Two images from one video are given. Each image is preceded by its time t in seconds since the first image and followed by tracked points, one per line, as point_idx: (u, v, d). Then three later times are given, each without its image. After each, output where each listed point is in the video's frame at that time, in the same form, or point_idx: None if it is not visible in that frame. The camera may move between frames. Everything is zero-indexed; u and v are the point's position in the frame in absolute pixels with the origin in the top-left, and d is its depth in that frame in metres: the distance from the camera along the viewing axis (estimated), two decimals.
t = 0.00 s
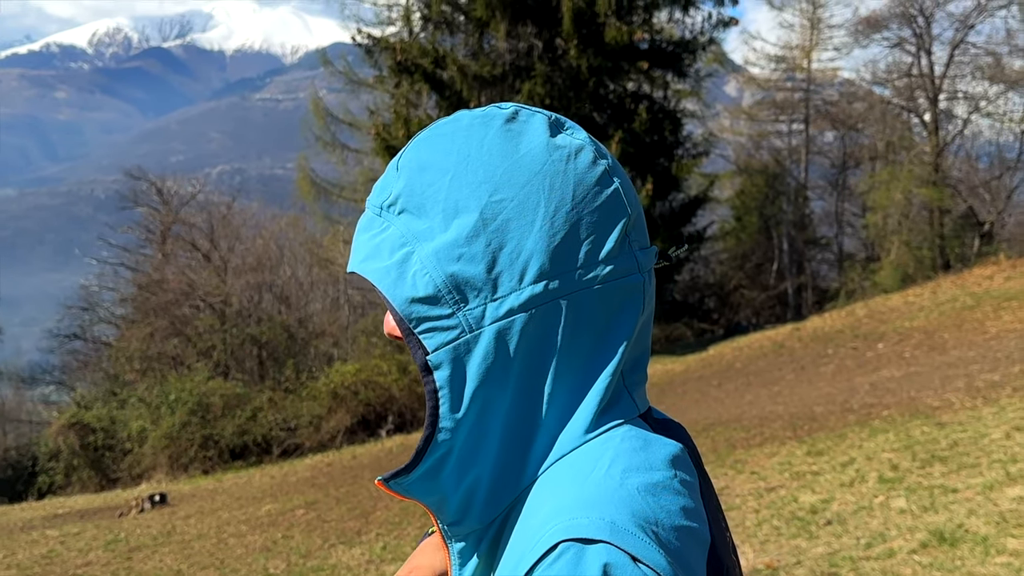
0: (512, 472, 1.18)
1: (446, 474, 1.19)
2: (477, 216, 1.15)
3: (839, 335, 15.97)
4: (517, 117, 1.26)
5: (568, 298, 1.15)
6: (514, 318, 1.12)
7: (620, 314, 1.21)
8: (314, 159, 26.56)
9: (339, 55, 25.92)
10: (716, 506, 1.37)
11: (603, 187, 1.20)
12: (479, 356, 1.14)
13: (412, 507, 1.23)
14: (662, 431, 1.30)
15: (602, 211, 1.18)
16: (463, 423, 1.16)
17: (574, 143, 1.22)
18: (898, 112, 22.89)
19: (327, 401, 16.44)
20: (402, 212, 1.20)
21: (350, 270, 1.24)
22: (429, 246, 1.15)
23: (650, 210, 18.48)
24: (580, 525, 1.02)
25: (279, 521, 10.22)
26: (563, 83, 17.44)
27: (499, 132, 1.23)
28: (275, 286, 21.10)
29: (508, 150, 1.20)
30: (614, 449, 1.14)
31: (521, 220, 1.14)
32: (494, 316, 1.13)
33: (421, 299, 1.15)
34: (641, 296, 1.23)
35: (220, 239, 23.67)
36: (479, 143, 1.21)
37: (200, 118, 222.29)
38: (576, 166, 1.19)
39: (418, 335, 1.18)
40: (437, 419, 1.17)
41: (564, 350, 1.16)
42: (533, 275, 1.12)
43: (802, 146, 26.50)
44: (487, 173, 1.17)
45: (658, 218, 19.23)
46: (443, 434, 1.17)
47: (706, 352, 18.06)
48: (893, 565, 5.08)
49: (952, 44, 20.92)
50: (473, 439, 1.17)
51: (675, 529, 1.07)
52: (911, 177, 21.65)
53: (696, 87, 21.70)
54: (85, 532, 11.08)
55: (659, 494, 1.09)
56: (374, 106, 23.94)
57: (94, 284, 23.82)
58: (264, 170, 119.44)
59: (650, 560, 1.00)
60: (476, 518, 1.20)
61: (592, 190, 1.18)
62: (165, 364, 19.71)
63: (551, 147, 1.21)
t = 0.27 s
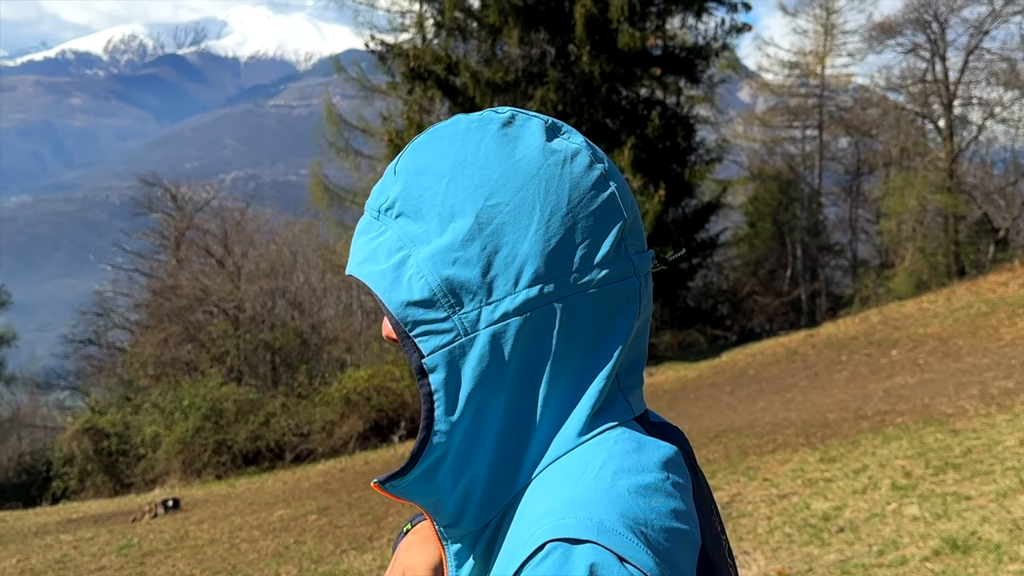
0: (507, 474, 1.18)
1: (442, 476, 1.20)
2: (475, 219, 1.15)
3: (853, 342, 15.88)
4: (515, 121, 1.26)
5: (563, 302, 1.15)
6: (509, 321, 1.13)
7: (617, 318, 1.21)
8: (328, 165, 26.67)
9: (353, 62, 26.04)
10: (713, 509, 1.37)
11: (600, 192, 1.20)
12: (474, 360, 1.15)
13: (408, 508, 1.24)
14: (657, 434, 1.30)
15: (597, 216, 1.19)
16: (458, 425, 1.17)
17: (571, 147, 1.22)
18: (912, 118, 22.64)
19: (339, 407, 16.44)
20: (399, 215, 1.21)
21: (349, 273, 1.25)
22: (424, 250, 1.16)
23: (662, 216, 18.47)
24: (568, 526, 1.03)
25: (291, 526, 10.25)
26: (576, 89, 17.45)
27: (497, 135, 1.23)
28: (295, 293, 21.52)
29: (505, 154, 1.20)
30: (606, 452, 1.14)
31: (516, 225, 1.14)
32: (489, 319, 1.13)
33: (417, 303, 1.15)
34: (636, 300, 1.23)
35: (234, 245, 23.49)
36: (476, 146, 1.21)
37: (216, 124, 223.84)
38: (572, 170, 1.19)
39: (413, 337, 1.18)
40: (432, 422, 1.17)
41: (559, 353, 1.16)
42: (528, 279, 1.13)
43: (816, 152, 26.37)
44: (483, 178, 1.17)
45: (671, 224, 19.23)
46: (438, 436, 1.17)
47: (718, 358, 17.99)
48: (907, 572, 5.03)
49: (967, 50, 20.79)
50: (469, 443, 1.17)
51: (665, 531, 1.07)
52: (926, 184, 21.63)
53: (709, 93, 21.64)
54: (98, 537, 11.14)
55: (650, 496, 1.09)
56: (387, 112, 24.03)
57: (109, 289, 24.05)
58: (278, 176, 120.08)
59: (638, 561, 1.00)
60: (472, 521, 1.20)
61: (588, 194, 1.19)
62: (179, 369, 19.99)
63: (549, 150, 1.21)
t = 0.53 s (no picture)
0: (495, 477, 1.18)
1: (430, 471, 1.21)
2: (463, 223, 1.15)
3: (868, 348, 15.77)
4: (504, 127, 1.26)
5: (550, 307, 1.14)
6: (494, 325, 1.12)
7: (604, 323, 1.20)
8: (342, 171, 26.78)
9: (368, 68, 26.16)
10: (701, 511, 1.36)
11: (587, 197, 1.19)
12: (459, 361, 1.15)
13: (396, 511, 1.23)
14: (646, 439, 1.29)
15: (585, 220, 1.18)
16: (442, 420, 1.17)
17: (559, 153, 1.22)
18: (928, 123, 22.51)
19: (353, 412, 16.47)
20: (388, 220, 1.21)
21: (339, 276, 1.26)
22: (412, 254, 1.16)
23: (677, 222, 18.43)
24: (543, 527, 1.02)
25: (304, 532, 10.27)
26: (590, 95, 17.48)
27: (485, 142, 1.23)
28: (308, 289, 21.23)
29: (492, 159, 1.20)
30: (589, 455, 1.12)
31: (503, 230, 1.14)
32: (475, 324, 1.13)
33: (404, 308, 1.15)
34: (624, 307, 1.22)
35: (249, 251, 23.44)
36: (465, 153, 1.21)
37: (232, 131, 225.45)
38: (559, 177, 1.19)
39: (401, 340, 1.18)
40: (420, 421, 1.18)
41: (546, 357, 1.15)
42: (515, 283, 1.12)
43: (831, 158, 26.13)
44: (472, 183, 1.17)
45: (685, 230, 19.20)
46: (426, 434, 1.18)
47: (732, 365, 17.90)
48: None
49: (983, 55, 20.69)
50: (458, 443, 1.18)
51: (641, 532, 1.06)
52: (942, 190, 21.37)
53: (724, 98, 21.57)
54: (114, 542, 11.21)
55: (629, 498, 1.09)
56: (401, 118, 24.11)
57: (125, 295, 24.26)
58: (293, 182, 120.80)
59: (612, 562, 0.99)
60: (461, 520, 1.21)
61: (575, 201, 1.18)
62: (193, 374, 20.15)
63: (537, 157, 1.21)
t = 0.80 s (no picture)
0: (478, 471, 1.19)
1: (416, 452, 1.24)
2: (451, 223, 1.16)
3: (885, 355, 15.64)
4: (499, 128, 1.26)
5: (533, 310, 1.15)
6: (480, 325, 1.14)
7: (589, 327, 1.21)
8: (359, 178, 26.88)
9: (385, 76, 26.26)
10: (683, 510, 1.36)
11: (577, 206, 1.20)
12: (444, 353, 1.17)
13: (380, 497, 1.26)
14: (628, 441, 1.31)
15: (573, 227, 1.19)
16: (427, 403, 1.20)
17: (550, 159, 1.23)
18: (946, 129, 22.35)
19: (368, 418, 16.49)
20: (380, 217, 1.22)
21: (329, 270, 1.27)
22: (400, 251, 1.17)
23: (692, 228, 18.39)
24: (514, 528, 1.05)
25: (319, 537, 10.30)
26: (605, 102, 17.62)
27: (479, 142, 1.24)
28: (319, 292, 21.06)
29: (483, 161, 1.21)
30: (568, 457, 1.14)
31: (491, 233, 1.15)
32: (460, 323, 1.14)
33: (390, 305, 1.16)
34: (608, 314, 1.24)
35: (267, 258, 23.63)
36: (457, 154, 1.22)
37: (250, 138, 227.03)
38: (550, 182, 1.20)
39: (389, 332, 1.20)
40: (407, 401, 1.22)
41: (530, 358, 1.16)
42: (499, 286, 1.14)
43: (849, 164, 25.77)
44: (462, 185, 1.18)
45: (701, 236, 19.14)
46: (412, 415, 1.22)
47: (749, 372, 17.81)
48: None
49: (1002, 61, 20.54)
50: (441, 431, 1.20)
51: (614, 533, 1.09)
52: (961, 197, 21.28)
53: (740, 104, 21.48)
54: (130, 547, 11.28)
55: (603, 503, 1.11)
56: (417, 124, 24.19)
57: (143, 301, 24.49)
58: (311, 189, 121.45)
59: (583, 563, 1.04)
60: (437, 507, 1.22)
61: (565, 207, 1.19)
62: (210, 379, 20.12)
63: (529, 160, 1.22)
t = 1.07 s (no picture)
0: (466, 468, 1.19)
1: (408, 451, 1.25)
2: (438, 228, 1.16)
3: (905, 363, 15.49)
4: (491, 134, 1.25)
5: (520, 314, 1.15)
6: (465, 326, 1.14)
7: (577, 331, 1.20)
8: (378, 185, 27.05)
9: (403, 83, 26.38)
10: (672, 515, 1.33)
11: (566, 211, 1.19)
12: (435, 353, 1.18)
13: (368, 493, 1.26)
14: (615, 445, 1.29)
15: (561, 233, 1.18)
16: (418, 401, 1.22)
17: (541, 165, 1.22)
18: (967, 137, 22.26)
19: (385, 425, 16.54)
20: (370, 220, 1.21)
21: (318, 272, 1.26)
22: (389, 254, 1.16)
23: (711, 235, 18.32)
24: (490, 522, 1.05)
25: (336, 544, 10.34)
26: (623, 108, 17.69)
27: (469, 147, 1.23)
28: (332, 297, 20.98)
29: (473, 164, 1.20)
30: (554, 460, 1.13)
31: (479, 236, 1.14)
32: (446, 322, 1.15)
33: (377, 307, 1.16)
34: (597, 319, 1.22)
35: (286, 265, 23.76)
36: (447, 158, 1.21)
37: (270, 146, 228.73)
38: (540, 188, 1.19)
39: (379, 332, 1.20)
40: (400, 399, 1.24)
41: (517, 361, 1.16)
42: (487, 290, 1.13)
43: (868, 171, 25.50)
44: (452, 190, 1.17)
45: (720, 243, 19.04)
46: (405, 414, 1.24)
47: (767, 379, 17.68)
48: None
49: None
50: (432, 430, 1.21)
51: (595, 531, 1.08)
52: (982, 203, 21.08)
53: (759, 111, 21.35)
54: (149, 552, 11.36)
55: (583, 500, 1.10)
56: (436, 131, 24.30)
57: (164, 307, 24.73)
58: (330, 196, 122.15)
59: (558, 555, 1.02)
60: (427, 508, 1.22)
61: (554, 212, 1.18)
62: (230, 386, 20.33)
63: (518, 165, 1.21)
